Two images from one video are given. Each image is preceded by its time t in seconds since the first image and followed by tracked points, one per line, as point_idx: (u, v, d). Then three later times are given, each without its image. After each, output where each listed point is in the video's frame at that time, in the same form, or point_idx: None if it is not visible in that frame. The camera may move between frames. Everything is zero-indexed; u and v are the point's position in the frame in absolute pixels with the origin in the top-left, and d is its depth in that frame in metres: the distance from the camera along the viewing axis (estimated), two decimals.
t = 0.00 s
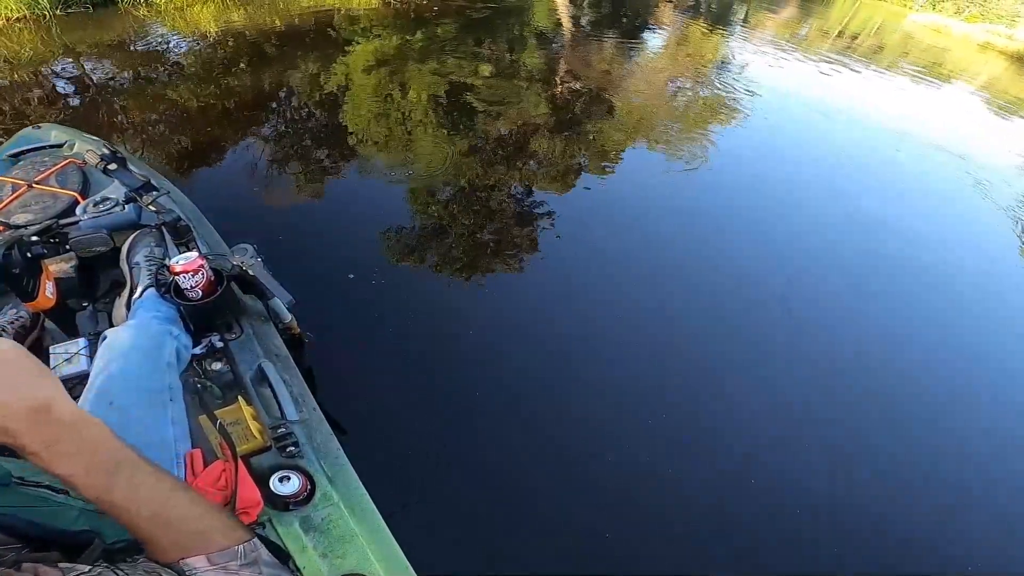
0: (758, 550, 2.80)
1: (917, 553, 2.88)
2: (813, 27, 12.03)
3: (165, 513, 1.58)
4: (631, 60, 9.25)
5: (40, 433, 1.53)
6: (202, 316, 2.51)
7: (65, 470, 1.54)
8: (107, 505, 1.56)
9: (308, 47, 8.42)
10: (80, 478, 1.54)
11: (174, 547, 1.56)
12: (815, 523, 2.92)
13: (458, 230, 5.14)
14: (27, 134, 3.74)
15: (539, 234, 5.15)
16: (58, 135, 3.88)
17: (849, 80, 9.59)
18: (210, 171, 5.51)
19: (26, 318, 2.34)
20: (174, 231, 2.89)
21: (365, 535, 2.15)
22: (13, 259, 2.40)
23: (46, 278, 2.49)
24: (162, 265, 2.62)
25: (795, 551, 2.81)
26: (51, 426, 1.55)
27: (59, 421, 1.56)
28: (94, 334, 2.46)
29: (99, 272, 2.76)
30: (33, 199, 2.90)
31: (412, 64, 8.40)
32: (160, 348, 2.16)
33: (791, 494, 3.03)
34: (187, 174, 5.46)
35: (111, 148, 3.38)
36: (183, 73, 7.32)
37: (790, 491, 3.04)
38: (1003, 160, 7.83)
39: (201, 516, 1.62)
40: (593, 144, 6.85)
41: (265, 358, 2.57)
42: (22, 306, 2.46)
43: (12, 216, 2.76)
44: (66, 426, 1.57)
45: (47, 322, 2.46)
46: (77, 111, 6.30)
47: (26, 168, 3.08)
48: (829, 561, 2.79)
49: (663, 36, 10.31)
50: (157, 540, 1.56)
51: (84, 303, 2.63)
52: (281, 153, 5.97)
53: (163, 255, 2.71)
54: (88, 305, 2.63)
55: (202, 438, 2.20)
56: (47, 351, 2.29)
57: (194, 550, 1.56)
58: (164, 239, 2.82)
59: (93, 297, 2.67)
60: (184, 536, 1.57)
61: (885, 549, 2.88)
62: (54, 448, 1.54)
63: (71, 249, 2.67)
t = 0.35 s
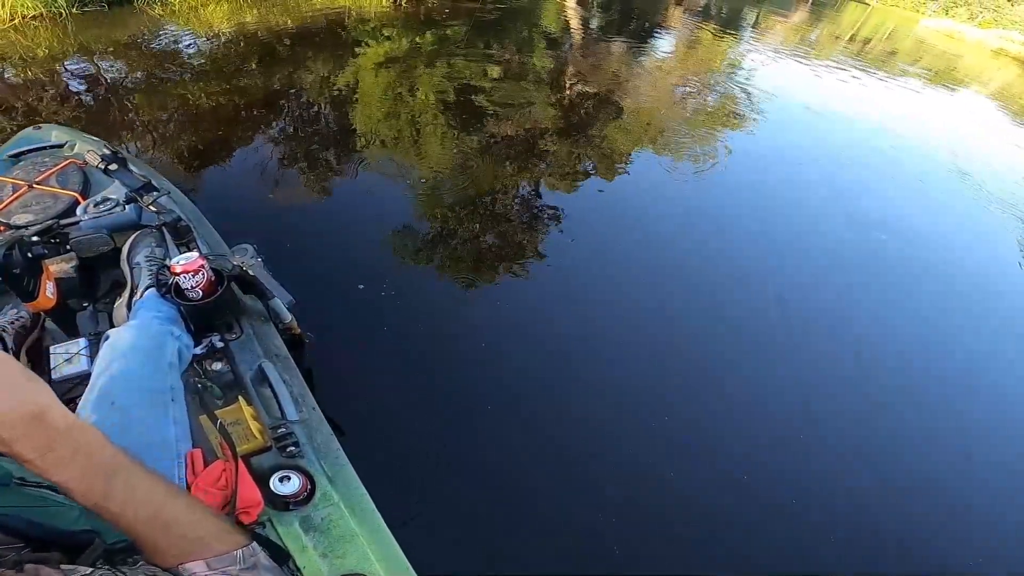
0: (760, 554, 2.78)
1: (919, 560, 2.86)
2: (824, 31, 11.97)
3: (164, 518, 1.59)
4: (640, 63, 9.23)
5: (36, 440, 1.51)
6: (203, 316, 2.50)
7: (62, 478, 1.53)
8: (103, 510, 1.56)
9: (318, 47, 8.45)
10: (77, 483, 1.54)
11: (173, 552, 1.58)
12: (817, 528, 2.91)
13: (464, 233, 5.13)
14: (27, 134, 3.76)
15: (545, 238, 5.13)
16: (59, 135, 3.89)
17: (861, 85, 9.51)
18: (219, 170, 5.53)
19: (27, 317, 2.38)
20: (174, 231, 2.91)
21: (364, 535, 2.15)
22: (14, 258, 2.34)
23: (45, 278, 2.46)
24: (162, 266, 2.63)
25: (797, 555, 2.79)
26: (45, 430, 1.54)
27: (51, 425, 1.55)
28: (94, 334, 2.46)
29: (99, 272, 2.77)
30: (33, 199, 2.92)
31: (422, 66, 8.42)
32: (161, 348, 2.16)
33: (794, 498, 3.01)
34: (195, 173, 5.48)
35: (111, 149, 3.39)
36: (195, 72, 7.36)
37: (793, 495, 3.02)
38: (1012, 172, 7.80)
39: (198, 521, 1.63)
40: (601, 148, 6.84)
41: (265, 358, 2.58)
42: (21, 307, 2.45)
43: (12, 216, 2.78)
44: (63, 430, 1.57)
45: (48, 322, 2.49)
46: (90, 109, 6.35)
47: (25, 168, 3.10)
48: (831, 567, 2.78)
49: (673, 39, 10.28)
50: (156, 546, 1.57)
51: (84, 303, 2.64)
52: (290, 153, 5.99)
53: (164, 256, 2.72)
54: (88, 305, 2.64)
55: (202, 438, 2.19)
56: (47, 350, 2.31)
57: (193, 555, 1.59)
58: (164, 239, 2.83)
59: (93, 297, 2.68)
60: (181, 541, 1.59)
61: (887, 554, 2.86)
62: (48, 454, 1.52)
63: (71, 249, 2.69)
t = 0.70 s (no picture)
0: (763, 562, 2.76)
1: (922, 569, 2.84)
2: (835, 35, 11.90)
3: (161, 525, 1.59)
4: (649, 66, 9.20)
5: (29, 448, 1.53)
6: (202, 315, 2.50)
7: (57, 485, 1.56)
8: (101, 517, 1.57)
9: (328, 46, 8.47)
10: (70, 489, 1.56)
11: (175, 558, 1.58)
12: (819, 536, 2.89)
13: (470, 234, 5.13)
14: (26, 134, 3.77)
15: (550, 240, 5.11)
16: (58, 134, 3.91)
17: (871, 90, 9.43)
18: (227, 168, 5.55)
19: (27, 316, 2.36)
20: (174, 231, 2.91)
21: (364, 535, 2.14)
22: (14, 258, 2.42)
23: (46, 277, 2.52)
24: (162, 266, 2.63)
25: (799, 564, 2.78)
26: (39, 439, 1.56)
27: (44, 434, 1.57)
28: (93, 334, 2.46)
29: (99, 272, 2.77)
30: (33, 198, 2.93)
31: (431, 66, 8.42)
32: (160, 348, 2.15)
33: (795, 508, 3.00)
34: (204, 171, 5.50)
35: (111, 148, 3.41)
36: (206, 70, 7.39)
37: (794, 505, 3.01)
38: None
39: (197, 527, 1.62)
40: (609, 150, 6.81)
41: (265, 358, 2.57)
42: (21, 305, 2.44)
43: (12, 216, 2.78)
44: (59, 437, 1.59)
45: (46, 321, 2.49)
46: (101, 106, 6.39)
47: (24, 168, 3.11)
48: None
49: (682, 42, 10.25)
50: (155, 554, 1.58)
51: (83, 302, 2.65)
52: (297, 152, 6.00)
53: (163, 256, 2.73)
54: (88, 305, 2.64)
55: (202, 438, 2.19)
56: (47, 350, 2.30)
57: (195, 561, 1.58)
58: (163, 239, 2.84)
59: (92, 297, 2.68)
60: (179, 548, 1.59)
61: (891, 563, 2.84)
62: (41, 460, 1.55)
63: (70, 249, 2.68)
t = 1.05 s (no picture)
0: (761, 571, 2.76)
1: None
2: (846, 41, 11.85)
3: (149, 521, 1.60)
4: (657, 70, 9.19)
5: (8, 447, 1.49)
6: (202, 315, 2.51)
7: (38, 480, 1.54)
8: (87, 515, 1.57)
9: (339, 47, 8.52)
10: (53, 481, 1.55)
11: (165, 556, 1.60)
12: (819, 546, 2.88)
13: (474, 236, 5.13)
14: (26, 133, 3.79)
15: (555, 244, 5.11)
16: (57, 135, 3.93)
17: (881, 96, 9.38)
18: (236, 167, 5.58)
19: (27, 316, 2.39)
20: (174, 231, 2.92)
21: (364, 535, 2.15)
22: (14, 258, 2.36)
23: (45, 278, 2.50)
24: (161, 266, 2.64)
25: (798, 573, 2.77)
26: (18, 436, 1.52)
27: (23, 431, 1.53)
28: (93, 334, 2.48)
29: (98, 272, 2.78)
30: (33, 198, 2.94)
31: (440, 68, 8.45)
32: (159, 347, 2.15)
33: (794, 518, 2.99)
34: (213, 169, 5.53)
35: (111, 148, 3.43)
36: (218, 69, 7.45)
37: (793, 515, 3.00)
38: None
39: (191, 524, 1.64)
40: (616, 154, 6.81)
41: (265, 358, 2.58)
42: (20, 306, 2.44)
43: (12, 216, 2.80)
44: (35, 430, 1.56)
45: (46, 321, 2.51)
46: (113, 104, 6.45)
47: (23, 168, 3.12)
48: None
49: (691, 46, 10.23)
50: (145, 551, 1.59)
51: (83, 302, 2.66)
52: (306, 152, 6.02)
53: (163, 256, 2.74)
54: (88, 305, 2.66)
55: (202, 438, 2.20)
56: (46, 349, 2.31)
57: (181, 557, 1.61)
58: (164, 239, 2.86)
59: (92, 297, 2.70)
60: (171, 544, 1.60)
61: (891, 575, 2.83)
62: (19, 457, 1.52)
63: (70, 250, 2.69)
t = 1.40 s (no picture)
0: None
1: None
2: (857, 48, 11.80)
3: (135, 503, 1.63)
4: (666, 75, 9.18)
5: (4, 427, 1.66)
6: (202, 315, 2.51)
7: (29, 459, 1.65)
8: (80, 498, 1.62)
9: (349, 48, 8.55)
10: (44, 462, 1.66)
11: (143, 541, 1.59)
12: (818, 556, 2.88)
13: (479, 239, 5.13)
14: (27, 133, 3.81)
15: (560, 248, 5.10)
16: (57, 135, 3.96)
17: (891, 104, 9.33)
18: (245, 167, 5.62)
19: (27, 316, 2.39)
20: (174, 231, 2.93)
21: (364, 535, 2.16)
22: (14, 258, 2.42)
23: (45, 278, 2.53)
24: (161, 266, 2.64)
25: None
26: (16, 417, 1.69)
27: (21, 413, 1.70)
28: (93, 334, 2.49)
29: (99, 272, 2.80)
30: (33, 198, 2.94)
31: (449, 71, 8.47)
32: (157, 346, 2.15)
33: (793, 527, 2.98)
34: (222, 169, 5.57)
35: (111, 149, 3.44)
36: (230, 69, 7.49)
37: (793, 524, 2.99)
38: None
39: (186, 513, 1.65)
40: (623, 159, 6.80)
41: (265, 358, 2.58)
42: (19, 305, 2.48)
43: (12, 216, 2.81)
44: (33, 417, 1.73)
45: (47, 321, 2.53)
46: (125, 102, 6.50)
47: (22, 168, 3.12)
48: None
49: (701, 51, 10.21)
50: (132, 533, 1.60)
51: (83, 302, 2.68)
52: (314, 153, 6.05)
53: (163, 255, 2.74)
54: (88, 305, 2.68)
55: (202, 438, 2.20)
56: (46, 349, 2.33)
57: (169, 541, 1.58)
58: (164, 239, 2.86)
59: (92, 297, 2.73)
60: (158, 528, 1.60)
61: None
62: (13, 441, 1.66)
63: (70, 250, 2.71)
